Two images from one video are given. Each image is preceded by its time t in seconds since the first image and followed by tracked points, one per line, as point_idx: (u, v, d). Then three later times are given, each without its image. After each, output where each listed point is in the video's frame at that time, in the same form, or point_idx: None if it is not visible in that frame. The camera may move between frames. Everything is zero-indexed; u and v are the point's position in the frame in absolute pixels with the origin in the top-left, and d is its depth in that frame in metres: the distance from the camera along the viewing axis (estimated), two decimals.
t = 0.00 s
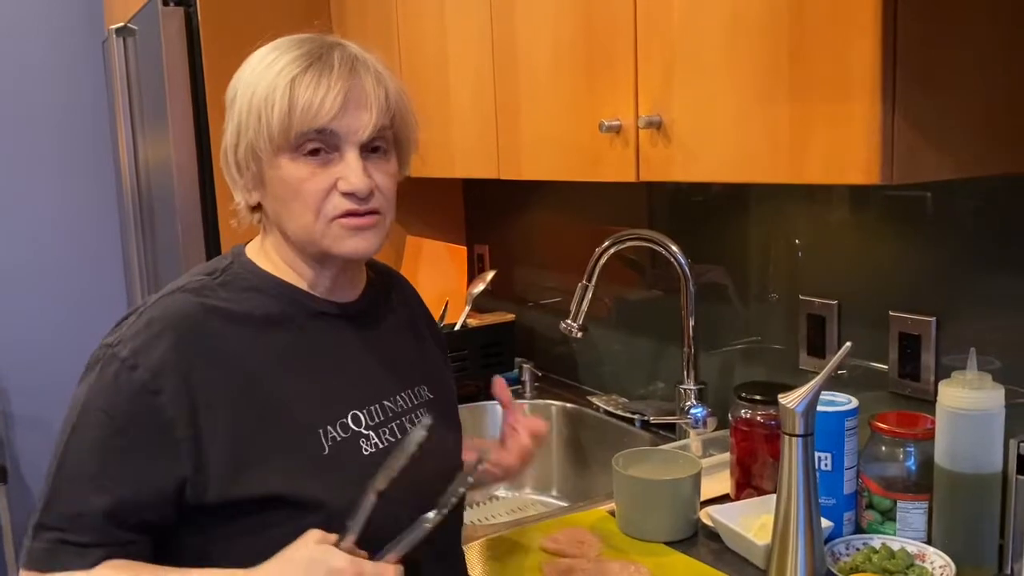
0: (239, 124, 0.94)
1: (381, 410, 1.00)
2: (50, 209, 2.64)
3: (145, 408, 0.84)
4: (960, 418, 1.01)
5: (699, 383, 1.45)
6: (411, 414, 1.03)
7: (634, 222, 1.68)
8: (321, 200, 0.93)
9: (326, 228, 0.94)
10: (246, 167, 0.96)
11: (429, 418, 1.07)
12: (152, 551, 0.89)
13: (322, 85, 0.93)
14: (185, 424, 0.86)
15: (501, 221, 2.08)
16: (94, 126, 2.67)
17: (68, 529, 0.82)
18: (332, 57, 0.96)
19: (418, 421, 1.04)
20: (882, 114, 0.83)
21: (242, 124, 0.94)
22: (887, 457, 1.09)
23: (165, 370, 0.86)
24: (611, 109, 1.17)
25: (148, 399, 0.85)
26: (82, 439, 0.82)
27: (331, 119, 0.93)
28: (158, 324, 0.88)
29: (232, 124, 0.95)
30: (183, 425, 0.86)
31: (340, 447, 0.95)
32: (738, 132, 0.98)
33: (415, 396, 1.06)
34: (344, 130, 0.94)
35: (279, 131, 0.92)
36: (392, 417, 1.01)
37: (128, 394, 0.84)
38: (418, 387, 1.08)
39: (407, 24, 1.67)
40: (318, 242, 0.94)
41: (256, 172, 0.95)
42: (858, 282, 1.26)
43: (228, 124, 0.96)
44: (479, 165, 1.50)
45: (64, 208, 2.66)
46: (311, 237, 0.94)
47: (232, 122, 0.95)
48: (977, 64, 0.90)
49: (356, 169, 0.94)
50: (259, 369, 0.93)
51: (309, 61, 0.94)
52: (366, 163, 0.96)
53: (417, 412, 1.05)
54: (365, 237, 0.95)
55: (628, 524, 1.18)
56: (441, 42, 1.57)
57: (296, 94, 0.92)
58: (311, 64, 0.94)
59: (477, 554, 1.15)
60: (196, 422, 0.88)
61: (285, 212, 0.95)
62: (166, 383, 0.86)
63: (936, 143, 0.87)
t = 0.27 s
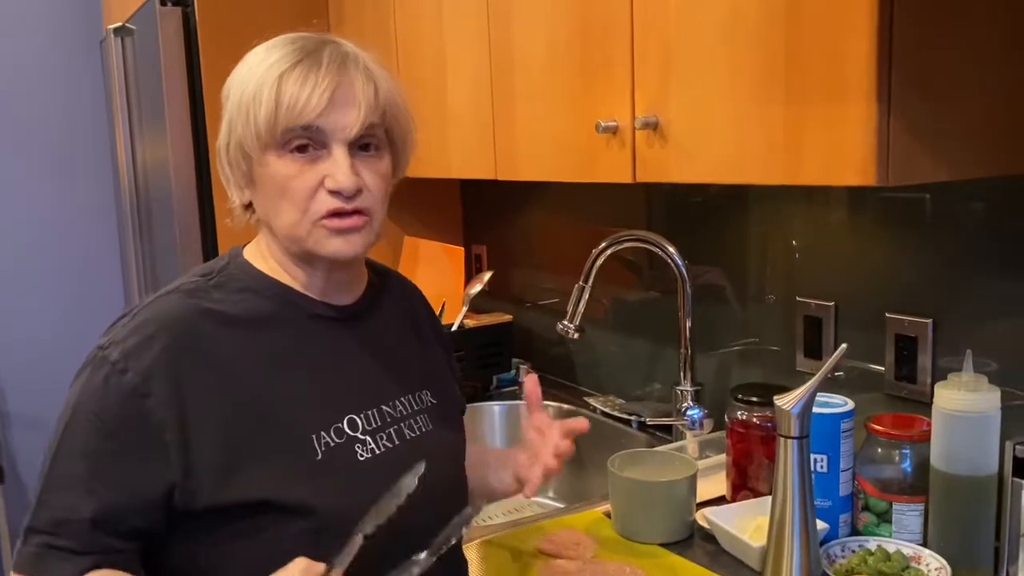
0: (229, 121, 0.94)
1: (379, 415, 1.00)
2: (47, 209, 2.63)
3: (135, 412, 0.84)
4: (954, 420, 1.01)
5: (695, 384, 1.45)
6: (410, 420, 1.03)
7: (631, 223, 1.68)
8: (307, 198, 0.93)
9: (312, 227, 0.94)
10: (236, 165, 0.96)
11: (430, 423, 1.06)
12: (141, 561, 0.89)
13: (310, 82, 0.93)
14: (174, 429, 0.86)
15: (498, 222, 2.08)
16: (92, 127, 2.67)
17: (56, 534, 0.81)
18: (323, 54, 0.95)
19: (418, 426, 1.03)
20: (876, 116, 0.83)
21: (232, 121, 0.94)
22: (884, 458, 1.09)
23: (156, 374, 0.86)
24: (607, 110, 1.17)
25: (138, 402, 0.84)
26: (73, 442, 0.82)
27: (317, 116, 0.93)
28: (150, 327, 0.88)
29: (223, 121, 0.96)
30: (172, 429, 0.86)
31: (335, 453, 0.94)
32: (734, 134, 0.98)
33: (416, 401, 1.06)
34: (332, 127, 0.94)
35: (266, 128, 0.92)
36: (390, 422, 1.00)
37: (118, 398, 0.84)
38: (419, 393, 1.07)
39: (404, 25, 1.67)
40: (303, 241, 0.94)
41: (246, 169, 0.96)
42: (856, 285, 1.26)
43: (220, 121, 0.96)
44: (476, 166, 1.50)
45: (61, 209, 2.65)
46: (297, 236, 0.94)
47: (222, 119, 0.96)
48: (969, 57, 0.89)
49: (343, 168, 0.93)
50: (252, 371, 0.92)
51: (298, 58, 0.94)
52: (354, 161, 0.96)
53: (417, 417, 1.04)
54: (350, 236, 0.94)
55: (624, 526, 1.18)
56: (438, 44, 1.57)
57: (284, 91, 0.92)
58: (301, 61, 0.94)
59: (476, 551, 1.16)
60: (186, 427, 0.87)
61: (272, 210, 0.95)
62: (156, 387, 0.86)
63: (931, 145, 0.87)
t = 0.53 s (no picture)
0: (245, 110, 0.94)
1: (374, 418, 1.00)
2: (45, 208, 2.63)
3: (121, 410, 0.84)
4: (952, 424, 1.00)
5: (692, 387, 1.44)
6: (404, 425, 1.03)
7: (629, 224, 1.67)
8: (306, 201, 0.93)
9: (305, 231, 0.94)
10: (245, 153, 0.96)
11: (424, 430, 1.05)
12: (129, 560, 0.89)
13: (332, 88, 0.92)
14: (159, 427, 0.86)
15: (497, 222, 2.08)
16: (92, 126, 2.66)
17: (39, 535, 0.82)
18: (353, 64, 0.95)
19: (412, 431, 1.03)
20: (872, 118, 0.82)
21: (247, 110, 0.94)
22: (880, 461, 1.09)
23: (142, 373, 0.86)
24: (604, 110, 1.17)
25: (124, 400, 0.84)
26: (59, 440, 0.82)
27: (333, 123, 0.92)
28: (138, 325, 0.88)
29: (240, 107, 0.95)
30: (157, 427, 0.85)
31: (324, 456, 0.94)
32: (731, 134, 0.97)
33: (411, 406, 1.06)
34: (346, 137, 0.93)
35: (279, 125, 0.92)
36: (382, 427, 1.01)
37: (104, 395, 0.83)
38: (414, 399, 1.07)
39: (402, 24, 1.66)
40: (293, 242, 0.94)
41: (253, 160, 0.96)
42: (854, 286, 1.25)
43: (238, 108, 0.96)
44: (473, 166, 1.49)
45: (61, 208, 2.65)
46: (289, 236, 0.94)
47: (240, 105, 0.95)
48: (971, 70, 0.89)
49: (348, 179, 0.92)
50: (243, 372, 0.92)
51: (326, 63, 0.93)
52: (362, 174, 0.95)
53: (410, 423, 1.04)
54: (342, 249, 0.94)
55: (619, 528, 1.17)
56: (436, 43, 1.56)
57: (303, 92, 0.91)
58: (328, 66, 0.93)
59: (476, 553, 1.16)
60: (172, 427, 0.87)
61: (271, 206, 0.95)
62: (142, 385, 0.85)
63: (927, 149, 0.86)
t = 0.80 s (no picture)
0: (239, 108, 0.94)
1: (369, 423, 0.99)
2: (45, 209, 2.63)
3: (115, 413, 0.84)
4: (951, 429, 1.00)
5: (690, 389, 1.44)
6: (399, 430, 1.02)
7: (629, 225, 1.67)
8: (302, 196, 0.92)
9: (302, 228, 0.93)
10: (239, 151, 0.95)
11: (420, 433, 1.05)
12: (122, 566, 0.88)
13: (326, 83, 0.92)
14: (153, 431, 0.85)
15: (496, 223, 2.07)
16: (91, 126, 2.66)
17: (33, 541, 0.81)
18: (345, 60, 0.95)
19: (408, 436, 1.03)
20: (871, 118, 0.82)
21: (241, 108, 0.93)
22: (878, 465, 1.08)
23: (135, 375, 0.85)
24: (601, 110, 1.16)
25: (117, 404, 0.84)
26: (52, 445, 0.82)
27: (328, 116, 0.91)
28: (130, 327, 0.87)
29: (234, 106, 0.95)
30: (150, 431, 0.85)
31: (321, 460, 0.93)
32: (728, 135, 0.97)
33: (406, 411, 1.05)
34: (341, 131, 0.92)
35: (273, 120, 0.91)
36: (379, 431, 1.00)
37: (97, 398, 0.83)
38: (410, 403, 1.06)
39: (401, 25, 1.65)
40: (289, 238, 0.93)
41: (248, 158, 0.95)
42: (854, 288, 1.24)
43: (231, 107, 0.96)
44: (471, 167, 1.49)
45: (60, 209, 2.65)
46: (285, 231, 0.93)
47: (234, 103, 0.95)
48: (970, 71, 0.89)
49: (344, 172, 0.92)
50: (236, 375, 0.92)
51: (319, 59, 0.93)
52: (358, 169, 0.94)
53: (407, 427, 1.03)
54: (339, 242, 0.93)
55: (616, 532, 1.16)
56: (433, 45, 1.56)
57: (297, 87, 0.91)
58: (321, 62, 0.93)
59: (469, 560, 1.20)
60: (165, 433, 0.86)
61: (267, 202, 0.94)
62: (136, 388, 0.85)
63: (926, 147, 0.86)
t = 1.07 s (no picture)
0: (221, 109, 0.93)
1: (363, 425, 0.98)
2: (46, 208, 2.63)
3: (106, 417, 0.82)
4: (950, 433, 0.99)
5: (690, 391, 1.43)
6: (394, 432, 1.02)
7: (629, 226, 1.66)
8: (289, 193, 0.92)
9: (291, 224, 0.92)
10: (224, 153, 0.95)
11: (414, 435, 1.04)
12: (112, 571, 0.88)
13: (304, 76, 0.91)
14: (144, 435, 0.84)
15: (497, 223, 2.07)
16: (92, 126, 2.66)
17: (22, 546, 0.80)
18: (323, 52, 0.94)
19: (403, 438, 1.02)
20: (869, 118, 0.81)
21: (224, 110, 0.93)
22: (878, 468, 1.07)
23: (127, 378, 0.84)
24: (599, 110, 1.15)
25: (108, 408, 0.83)
26: (43, 448, 0.81)
27: (308, 110, 0.91)
28: (123, 329, 0.87)
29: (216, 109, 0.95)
30: (142, 435, 0.84)
31: (316, 463, 0.93)
32: (726, 136, 0.96)
33: (403, 412, 1.05)
34: (323, 124, 0.92)
35: (255, 118, 0.91)
36: (373, 433, 0.99)
37: (88, 401, 0.82)
38: (405, 404, 1.06)
39: (400, 24, 1.65)
40: (280, 235, 0.93)
41: (234, 159, 0.95)
42: (855, 289, 1.23)
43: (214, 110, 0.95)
44: (470, 168, 1.48)
45: (60, 208, 2.65)
46: (275, 229, 0.93)
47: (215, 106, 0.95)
48: (971, 70, 0.88)
49: (330, 166, 0.91)
50: (230, 376, 0.91)
51: (296, 53, 0.93)
52: (344, 161, 0.94)
53: (401, 429, 1.03)
54: (330, 236, 0.92)
55: (614, 536, 1.16)
56: (432, 44, 1.55)
57: (277, 83, 0.91)
58: (298, 56, 0.93)
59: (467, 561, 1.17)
60: (157, 437, 0.86)
61: (255, 201, 0.94)
62: (128, 391, 0.84)
63: (925, 146, 0.85)
